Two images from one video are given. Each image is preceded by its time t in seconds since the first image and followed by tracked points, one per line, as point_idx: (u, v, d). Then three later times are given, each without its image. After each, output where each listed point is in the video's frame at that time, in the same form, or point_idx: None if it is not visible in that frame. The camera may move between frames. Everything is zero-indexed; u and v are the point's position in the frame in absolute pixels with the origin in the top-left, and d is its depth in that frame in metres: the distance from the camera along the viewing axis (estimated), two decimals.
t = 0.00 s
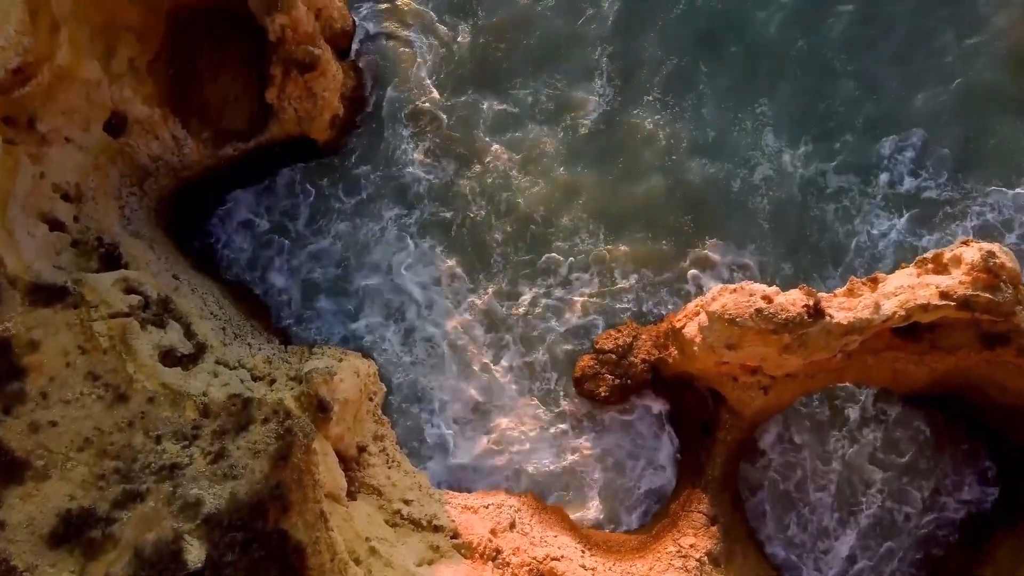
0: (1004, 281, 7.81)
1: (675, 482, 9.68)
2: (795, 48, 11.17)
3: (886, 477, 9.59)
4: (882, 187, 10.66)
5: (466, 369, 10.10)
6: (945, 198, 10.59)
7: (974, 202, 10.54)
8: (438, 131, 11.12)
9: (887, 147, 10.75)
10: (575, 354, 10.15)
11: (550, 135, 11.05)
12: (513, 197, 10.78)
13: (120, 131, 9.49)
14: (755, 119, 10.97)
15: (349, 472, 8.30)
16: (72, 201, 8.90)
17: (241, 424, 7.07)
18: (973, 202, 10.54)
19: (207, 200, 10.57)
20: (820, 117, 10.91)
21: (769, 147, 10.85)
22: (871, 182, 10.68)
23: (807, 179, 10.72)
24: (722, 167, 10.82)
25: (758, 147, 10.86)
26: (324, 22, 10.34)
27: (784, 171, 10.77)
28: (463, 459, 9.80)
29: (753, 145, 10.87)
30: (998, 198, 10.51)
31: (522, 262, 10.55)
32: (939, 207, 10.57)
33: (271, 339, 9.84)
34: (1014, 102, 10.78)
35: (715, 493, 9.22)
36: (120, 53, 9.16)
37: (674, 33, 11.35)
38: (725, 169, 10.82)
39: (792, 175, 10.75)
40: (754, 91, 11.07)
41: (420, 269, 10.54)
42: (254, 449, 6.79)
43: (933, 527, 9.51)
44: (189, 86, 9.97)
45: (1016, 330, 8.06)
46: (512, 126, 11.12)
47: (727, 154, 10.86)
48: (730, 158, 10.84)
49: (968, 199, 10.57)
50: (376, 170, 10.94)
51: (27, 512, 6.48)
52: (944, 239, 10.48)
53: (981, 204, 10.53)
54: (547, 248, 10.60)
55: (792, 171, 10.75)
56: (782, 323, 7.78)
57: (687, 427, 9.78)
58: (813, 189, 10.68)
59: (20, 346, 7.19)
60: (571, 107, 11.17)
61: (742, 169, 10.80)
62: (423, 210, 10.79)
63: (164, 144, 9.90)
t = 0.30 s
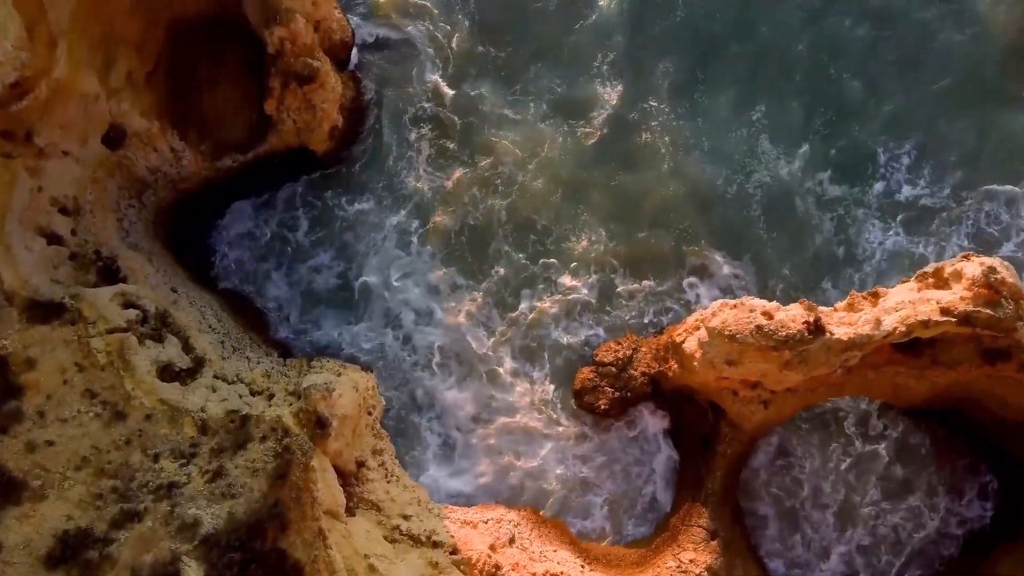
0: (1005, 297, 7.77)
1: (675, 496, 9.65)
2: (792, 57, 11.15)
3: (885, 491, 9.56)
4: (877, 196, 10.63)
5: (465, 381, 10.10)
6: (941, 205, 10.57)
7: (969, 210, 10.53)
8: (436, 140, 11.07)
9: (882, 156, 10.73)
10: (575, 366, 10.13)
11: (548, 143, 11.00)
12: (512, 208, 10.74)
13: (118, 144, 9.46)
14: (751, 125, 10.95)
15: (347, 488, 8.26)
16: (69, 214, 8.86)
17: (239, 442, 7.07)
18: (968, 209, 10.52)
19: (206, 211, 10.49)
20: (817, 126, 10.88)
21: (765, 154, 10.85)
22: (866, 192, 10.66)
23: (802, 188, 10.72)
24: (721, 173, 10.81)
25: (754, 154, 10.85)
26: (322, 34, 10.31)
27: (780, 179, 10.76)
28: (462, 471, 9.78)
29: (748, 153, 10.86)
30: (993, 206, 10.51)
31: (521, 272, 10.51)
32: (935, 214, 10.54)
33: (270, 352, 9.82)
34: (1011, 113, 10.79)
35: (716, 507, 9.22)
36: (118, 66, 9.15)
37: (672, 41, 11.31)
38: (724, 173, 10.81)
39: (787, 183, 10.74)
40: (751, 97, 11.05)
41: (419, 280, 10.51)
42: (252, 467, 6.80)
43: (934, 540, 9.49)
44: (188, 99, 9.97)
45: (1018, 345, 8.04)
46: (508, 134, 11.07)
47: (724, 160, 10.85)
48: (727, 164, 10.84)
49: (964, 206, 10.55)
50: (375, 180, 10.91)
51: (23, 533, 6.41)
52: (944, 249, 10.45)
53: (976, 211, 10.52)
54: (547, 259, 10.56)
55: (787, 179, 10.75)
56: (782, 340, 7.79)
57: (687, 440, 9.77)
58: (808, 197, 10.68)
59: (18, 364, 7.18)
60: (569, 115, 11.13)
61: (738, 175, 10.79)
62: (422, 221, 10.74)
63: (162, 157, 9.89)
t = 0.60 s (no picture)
0: (1006, 315, 7.75)
1: (675, 511, 9.66)
2: (791, 67, 11.10)
3: (883, 507, 9.54)
4: (872, 206, 10.61)
5: (464, 395, 10.06)
6: (938, 214, 10.55)
7: (966, 219, 10.53)
8: (434, 150, 11.01)
9: (878, 167, 10.69)
10: (574, 379, 10.11)
11: (546, 152, 10.94)
12: (509, 218, 10.71)
13: (116, 159, 9.44)
14: (747, 133, 10.92)
15: (346, 506, 8.24)
16: (68, 229, 8.84)
17: (237, 463, 7.02)
18: (966, 219, 10.52)
19: (204, 224, 10.44)
20: (816, 136, 10.84)
21: (762, 162, 10.81)
22: (862, 202, 10.63)
23: (798, 196, 10.69)
24: (719, 180, 10.78)
25: (750, 159, 10.82)
26: (320, 48, 10.30)
27: (774, 187, 10.73)
28: (462, 487, 9.74)
29: (744, 160, 10.83)
30: (989, 216, 10.52)
31: (520, 284, 10.47)
32: (932, 223, 10.52)
33: (270, 368, 9.81)
34: (1011, 123, 10.74)
35: (716, 523, 9.22)
36: (117, 80, 9.16)
37: (669, 50, 11.27)
38: (722, 180, 10.78)
39: (783, 192, 10.70)
40: (748, 104, 11.01)
41: (417, 291, 10.48)
42: (250, 489, 6.75)
43: (935, 556, 9.47)
44: (187, 113, 9.95)
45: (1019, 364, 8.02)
46: (505, 142, 11.00)
47: (722, 166, 10.82)
48: (726, 171, 10.80)
49: (960, 215, 10.54)
50: (374, 191, 10.87)
51: (20, 557, 6.34)
52: (943, 260, 10.42)
53: (972, 220, 10.52)
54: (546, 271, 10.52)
55: (783, 188, 10.71)
56: (783, 360, 7.77)
57: (687, 456, 9.75)
58: (805, 206, 10.64)
59: (15, 385, 7.15)
60: (566, 123, 11.06)
61: (735, 183, 10.75)
62: (420, 232, 10.69)
63: (160, 170, 9.81)
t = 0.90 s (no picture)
0: (1008, 336, 7.71)
1: (676, 528, 9.69)
2: (789, 75, 11.05)
3: (883, 525, 9.52)
4: (869, 217, 10.58)
5: (464, 410, 10.01)
6: (936, 224, 10.52)
7: (963, 229, 10.50)
8: (432, 162, 10.98)
9: (873, 178, 10.67)
10: (574, 393, 10.06)
11: (544, 162, 10.91)
12: (506, 229, 10.69)
13: (115, 176, 9.39)
14: (744, 141, 10.88)
15: (345, 526, 8.20)
16: (66, 246, 8.81)
17: (234, 488, 7.08)
18: (964, 229, 10.49)
19: (202, 240, 10.39)
20: (815, 146, 10.80)
21: (758, 171, 10.77)
22: (860, 213, 10.60)
23: (796, 207, 10.65)
24: (718, 190, 10.74)
25: (746, 168, 10.78)
26: (320, 64, 10.26)
27: (770, 198, 10.69)
28: (462, 503, 9.71)
29: (741, 169, 10.78)
30: (987, 225, 10.49)
31: (518, 298, 10.43)
32: (930, 234, 10.50)
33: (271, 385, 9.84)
34: (1010, 132, 10.69)
35: (715, 542, 9.23)
36: (115, 98, 9.14)
37: (668, 60, 11.23)
38: (720, 191, 10.73)
39: (782, 204, 10.67)
40: (745, 113, 10.98)
41: (415, 303, 10.44)
42: (248, 514, 6.85)
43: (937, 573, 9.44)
44: (186, 128, 9.95)
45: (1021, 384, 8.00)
46: (503, 151, 10.98)
47: (720, 176, 10.78)
48: (723, 181, 10.76)
49: (958, 225, 10.51)
50: (372, 203, 10.82)
51: None
52: (938, 271, 10.41)
53: (970, 230, 10.49)
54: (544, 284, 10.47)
55: (779, 199, 10.69)
56: (784, 382, 7.75)
57: (688, 474, 9.72)
58: (803, 217, 10.61)
59: (12, 408, 7.09)
60: (564, 132, 11.01)
61: (733, 194, 10.71)
62: (418, 245, 10.65)
63: (159, 187, 9.77)
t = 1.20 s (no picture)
0: (1011, 358, 7.67)
1: (676, 547, 9.63)
2: (785, 82, 11.04)
3: (884, 543, 9.49)
4: (866, 227, 10.55)
5: (463, 425, 9.97)
6: (933, 234, 10.48)
7: (961, 238, 10.44)
8: (430, 172, 10.93)
9: (869, 186, 10.64)
10: (574, 408, 10.01)
11: (543, 173, 10.89)
12: (502, 239, 10.67)
13: (114, 194, 9.37)
14: (741, 149, 10.85)
15: (344, 547, 8.15)
16: (65, 265, 8.79)
17: (233, 511, 7.12)
18: (961, 238, 10.43)
19: (201, 256, 10.39)
20: (812, 156, 10.77)
21: (756, 180, 10.74)
22: (857, 223, 10.57)
23: (794, 217, 10.62)
24: (717, 201, 10.70)
25: (743, 177, 10.75)
26: (320, 80, 10.25)
27: (773, 211, 10.64)
28: (461, 519, 9.69)
29: (739, 177, 10.76)
30: (985, 234, 10.43)
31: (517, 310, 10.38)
32: (927, 244, 10.46)
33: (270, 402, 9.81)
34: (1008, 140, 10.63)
35: (716, 561, 9.18)
36: (115, 116, 9.08)
37: (666, 70, 11.21)
38: (719, 202, 10.70)
39: (781, 215, 10.63)
40: (742, 121, 10.95)
41: (413, 316, 10.38)
42: (247, 539, 6.90)
43: None
44: (186, 145, 9.90)
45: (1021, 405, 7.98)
46: (501, 162, 10.96)
47: (717, 186, 10.75)
48: (721, 191, 10.73)
49: (955, 235, 10.46)
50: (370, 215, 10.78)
51: None
52: (935, 280, 10.34)
53: (968, 239, 10.43)
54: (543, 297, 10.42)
55: (778, 209, 10.64)
56: (784, 405, 7.74)
57: (688, 493, 9.73)
58: (801, 229, 10.57)
59: (10, 433, 7.02)
60: (563, 142, 10.98)
61: (732, 206, 10.68)
62: (417, 258, 10.62)
63: (159, 204, 9.73)
